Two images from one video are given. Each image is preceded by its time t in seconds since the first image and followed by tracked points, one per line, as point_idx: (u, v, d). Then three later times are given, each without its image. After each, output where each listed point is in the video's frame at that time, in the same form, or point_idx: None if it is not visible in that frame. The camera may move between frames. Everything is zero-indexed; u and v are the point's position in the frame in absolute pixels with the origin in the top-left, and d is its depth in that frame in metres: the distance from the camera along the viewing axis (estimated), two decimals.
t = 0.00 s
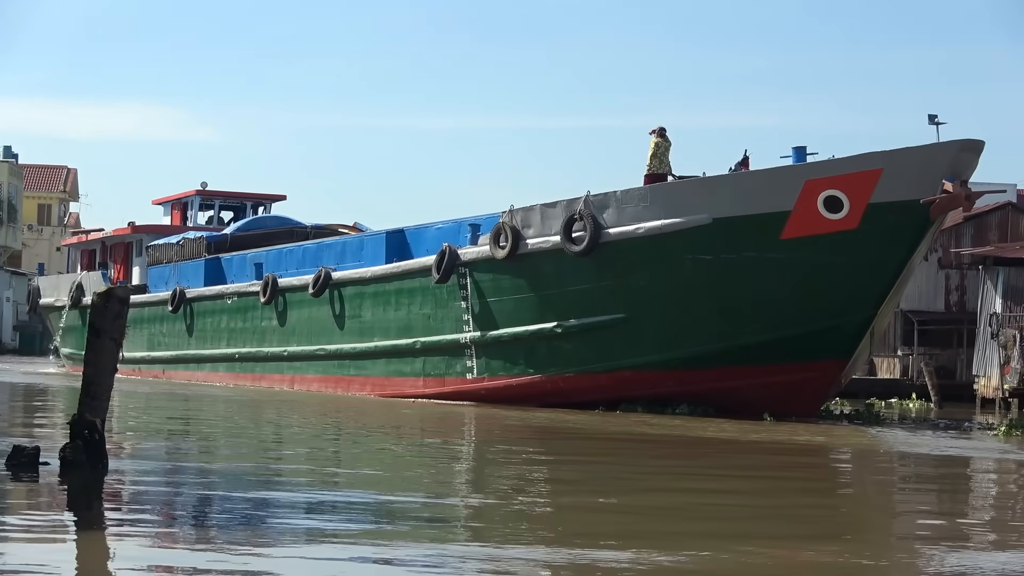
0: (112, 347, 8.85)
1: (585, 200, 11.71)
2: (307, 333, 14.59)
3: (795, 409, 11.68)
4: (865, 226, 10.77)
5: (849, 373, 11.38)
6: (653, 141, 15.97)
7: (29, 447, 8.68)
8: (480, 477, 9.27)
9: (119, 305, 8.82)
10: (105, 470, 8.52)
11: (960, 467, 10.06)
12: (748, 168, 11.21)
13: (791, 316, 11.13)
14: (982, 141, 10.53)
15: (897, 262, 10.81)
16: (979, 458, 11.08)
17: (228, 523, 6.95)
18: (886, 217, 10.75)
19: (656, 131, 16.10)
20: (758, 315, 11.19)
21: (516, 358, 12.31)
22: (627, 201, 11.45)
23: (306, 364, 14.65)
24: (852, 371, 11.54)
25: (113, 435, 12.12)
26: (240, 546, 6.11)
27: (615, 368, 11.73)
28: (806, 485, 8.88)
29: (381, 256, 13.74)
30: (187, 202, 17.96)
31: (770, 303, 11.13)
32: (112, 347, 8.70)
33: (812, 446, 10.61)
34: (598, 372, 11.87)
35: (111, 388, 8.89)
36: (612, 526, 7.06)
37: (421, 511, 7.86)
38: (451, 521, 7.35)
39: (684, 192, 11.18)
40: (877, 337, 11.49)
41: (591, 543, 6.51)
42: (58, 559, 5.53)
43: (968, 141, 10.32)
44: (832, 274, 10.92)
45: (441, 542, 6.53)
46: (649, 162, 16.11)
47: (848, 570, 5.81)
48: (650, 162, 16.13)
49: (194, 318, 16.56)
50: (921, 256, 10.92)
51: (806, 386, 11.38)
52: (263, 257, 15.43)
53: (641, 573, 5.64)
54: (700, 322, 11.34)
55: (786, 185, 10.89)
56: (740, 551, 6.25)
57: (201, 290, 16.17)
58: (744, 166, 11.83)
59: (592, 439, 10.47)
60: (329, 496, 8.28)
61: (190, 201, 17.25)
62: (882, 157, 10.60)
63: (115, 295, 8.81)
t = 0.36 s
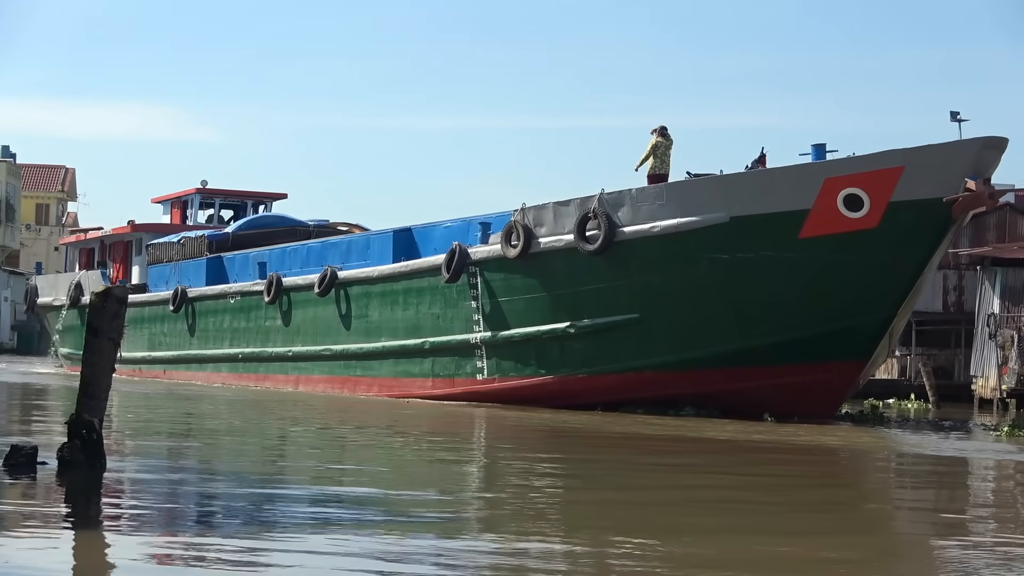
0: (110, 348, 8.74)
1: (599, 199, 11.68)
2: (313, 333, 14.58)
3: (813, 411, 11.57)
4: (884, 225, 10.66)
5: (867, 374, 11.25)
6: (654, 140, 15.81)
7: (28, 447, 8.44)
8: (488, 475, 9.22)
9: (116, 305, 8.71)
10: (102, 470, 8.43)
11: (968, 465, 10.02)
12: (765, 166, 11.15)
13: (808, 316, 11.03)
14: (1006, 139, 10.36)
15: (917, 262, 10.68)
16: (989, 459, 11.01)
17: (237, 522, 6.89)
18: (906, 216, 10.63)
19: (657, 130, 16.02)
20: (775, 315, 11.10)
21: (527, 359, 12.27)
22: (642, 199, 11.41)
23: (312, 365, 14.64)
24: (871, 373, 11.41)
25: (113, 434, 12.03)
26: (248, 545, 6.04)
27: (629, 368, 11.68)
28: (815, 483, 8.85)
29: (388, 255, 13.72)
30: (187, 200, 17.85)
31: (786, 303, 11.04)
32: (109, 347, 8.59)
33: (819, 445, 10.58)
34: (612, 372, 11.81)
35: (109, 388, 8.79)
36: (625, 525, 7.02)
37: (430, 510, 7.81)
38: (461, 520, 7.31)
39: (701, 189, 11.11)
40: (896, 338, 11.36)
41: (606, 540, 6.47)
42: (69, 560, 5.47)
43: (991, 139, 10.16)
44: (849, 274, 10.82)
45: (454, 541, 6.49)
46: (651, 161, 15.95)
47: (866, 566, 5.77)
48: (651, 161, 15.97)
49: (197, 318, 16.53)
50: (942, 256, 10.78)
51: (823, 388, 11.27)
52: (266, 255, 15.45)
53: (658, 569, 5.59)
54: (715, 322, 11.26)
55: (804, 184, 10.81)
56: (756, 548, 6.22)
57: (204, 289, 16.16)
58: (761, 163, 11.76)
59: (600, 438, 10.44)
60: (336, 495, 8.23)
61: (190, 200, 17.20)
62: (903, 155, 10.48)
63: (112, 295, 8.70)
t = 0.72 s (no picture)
0: (109, 347, 8.63)
1: (614, 196, 11.59)
2: (318, 333, 14.56)
3: (832, 412, 11.49)
4: (908, 223, 10.59)
5: (886, 375, 11.16)
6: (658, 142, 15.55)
7: (26, 445, 8.24)
8: (497, 477, 9.14)
9: (114, 305, 8.60)
10: (99, 470, 8.30)
11: (980, 466, 9.96)
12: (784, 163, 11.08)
13: (827, 316, 10.94)
14: None
15: (940, 260, 10.60)
16: (1003, 459, 10.93)
17: (249, 524, 6.79)
18: (928, 214, 10.56)
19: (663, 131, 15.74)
20: (795, 315, 11.02)
21: (540, 359, 12.21)
22: (658, 196, 11.33)
23: (317, 365, 14.61)
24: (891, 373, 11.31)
25: (114, 433, 11.91)
26: (262, 549, 5.94)
27: (646, 368, 11.61)
28: (828, 485, 8.78)
29: (395, 254, 13.66)
30: (187, 198, 17.88)
31: (806, 303, 10.96)
32: (107, 347, 8.48)
33: (830, 446, 10.52)
34: (627, 372, 11.75)
35: (107, 388, 8.68)
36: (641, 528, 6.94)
37: (442, 513, 7.72)
38: (475, 523, 7.22)
39: (719, 187, 11.03)
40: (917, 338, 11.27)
41: (625, 545, 6.39)
42: (78, 566, 5.36)
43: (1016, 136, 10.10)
44: (870, 273, 10.75)
45: (471, 544, 6.40)
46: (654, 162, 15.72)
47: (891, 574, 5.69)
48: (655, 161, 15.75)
49: (199, 317, 16.50)
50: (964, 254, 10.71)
51: (843, 389, 11.19)
52: (270, 254, 15.40)
53: None
54: (732, 322, 11.19)
55: (825, 181, 10.75)
56: (777, 555, 6.14)
57: (206, 289, 16.13)
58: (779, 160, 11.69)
59: (610, 440, 10.37)
60: (345, 498, 8.12)
61: (190, 198, 17.33)
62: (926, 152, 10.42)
63: (110, 294, 8.59)
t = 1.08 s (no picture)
0: (107, 346, 8.46)
1: (630, 192, 11.57)
2: (324, 332, 14.74)
3: (850, 411, 11.50)
4: (930, 220, 10.59)
5: (905, 374, 11.18)
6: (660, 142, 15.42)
7: (24, 444, 8.08)
8: (506, 475, 9.12)
9: (113, 303, 8.44)
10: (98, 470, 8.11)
11: (987, 465, 9.95)
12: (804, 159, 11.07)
13: (846, 315, 10.95)
14: None
15: (961, 258, 10.60)
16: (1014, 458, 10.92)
17: (261, 524, 6.69)
18: (951, 211, 10.55)
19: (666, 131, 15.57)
20: (815, 314, 11.01)
21: (553, 358, 12.23)
22: (675, 193, 11.31)
23: (323, 365, 14.77)
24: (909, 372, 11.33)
25: (115, 432, 11.80)
26: (274, 550, 5.84)
27: (663, 367, 11.60)
28: (840, 483, 8.72)
29: (404, 252, 13.76)
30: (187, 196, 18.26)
31: (824, 302, 10.97)
32: (106, 346, 8.31)
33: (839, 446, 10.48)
34: (643, 371, 11.77)
35: (105, 388, 8.51)
36: (655, 526, 6.91)
37: (453, 512, 7.64)
38: (488, 524, 7.14)
39: (738, 184, 11.01)
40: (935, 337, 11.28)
41: (643, 544, 6.33)
42: (81, 564, 5.28)
43: None
44: (890, 272, 10.75)
45: (487, 544, 6.32)
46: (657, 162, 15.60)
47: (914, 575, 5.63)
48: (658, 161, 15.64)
49: (202, 317, 16.84)
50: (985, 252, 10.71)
51: (862, 388, 11.20)
52: (274, 252, 15.67)
53: None
54: (750, 321, 11.21)
55: (845, 178, 10.74)
56: (796, 555, 6.07)
57: (211, 287, 16.41)
58: (796, 157, 11.68)
59: (619, 441, 10.32)
60: (355, 498, 8.03)
61: (191, 195, 17.56)
62: (950, 149, 10.42)
63: (109, 292, 8.44)
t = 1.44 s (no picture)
0: (106, 345, 8.25)
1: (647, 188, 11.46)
2: (331, 330, 14.65)
3: (870, 411, 11.40)
4: (954, 217, 10.46)
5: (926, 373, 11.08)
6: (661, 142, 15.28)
7: (22, 444, 7.89)
8: (516, 471, 9.02)
9: (112, 303, 8.25)
10: (97, 470, 7.93)
11: (1001, 462, 9.86)
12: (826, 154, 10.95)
13: (867, 314, 10.84)
14: None
15: (986, 256, 10.48)
16: None
17: (270, 523, 6.53)
18: (976, 207, 10.42)
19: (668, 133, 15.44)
20: (836, 312, 10.89)
21: (567, 358, 12.14)
22: (693, 188, 11.20)
23: (330, 364, 14.67)
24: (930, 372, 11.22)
25: (115, 431, 11.64)
26: (284, 549, 5.68)
27: (681, 366, 11.48)
28: (853, 479, 8.57)
29: (413, 250, 13.72)
30: (188, 194, 18.27)
31: (845, 301, 10.84)
32: (106, 345, 8.11)
33: (852, 444, 10.35)
34: (659, 371, 11.65)
35: (104, 387, 8.31)
36: (672, 519, 6.82)
37: (464, 509, 7.54)
38: (500, 523, 6.99)
39: (758, 179, 10.88)
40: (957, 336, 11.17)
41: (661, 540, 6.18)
42: (79, 561, 5.15)
43: None
44: (913, 270, 10.62)
45: (503, 542, 6.17)
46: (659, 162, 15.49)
47: (939, 569, 5.46)
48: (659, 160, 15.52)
49: (205, 315, 16.78)
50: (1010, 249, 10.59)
51: (883, 387, 11.10)
52: (279, 250, 15.58)
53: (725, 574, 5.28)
54: (769, 320, 11.09)
55: (868, 173, 10.62)
56: (816, 549, 5.91)
57: (214, 285, 16.34)
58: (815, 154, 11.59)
59: (628, 440, 10.18)
60: (362, 496, 7.87)
61: (192, 192, 17.55)
62: (975, 143, 10.29)
63: (108, 292, 8.25)
